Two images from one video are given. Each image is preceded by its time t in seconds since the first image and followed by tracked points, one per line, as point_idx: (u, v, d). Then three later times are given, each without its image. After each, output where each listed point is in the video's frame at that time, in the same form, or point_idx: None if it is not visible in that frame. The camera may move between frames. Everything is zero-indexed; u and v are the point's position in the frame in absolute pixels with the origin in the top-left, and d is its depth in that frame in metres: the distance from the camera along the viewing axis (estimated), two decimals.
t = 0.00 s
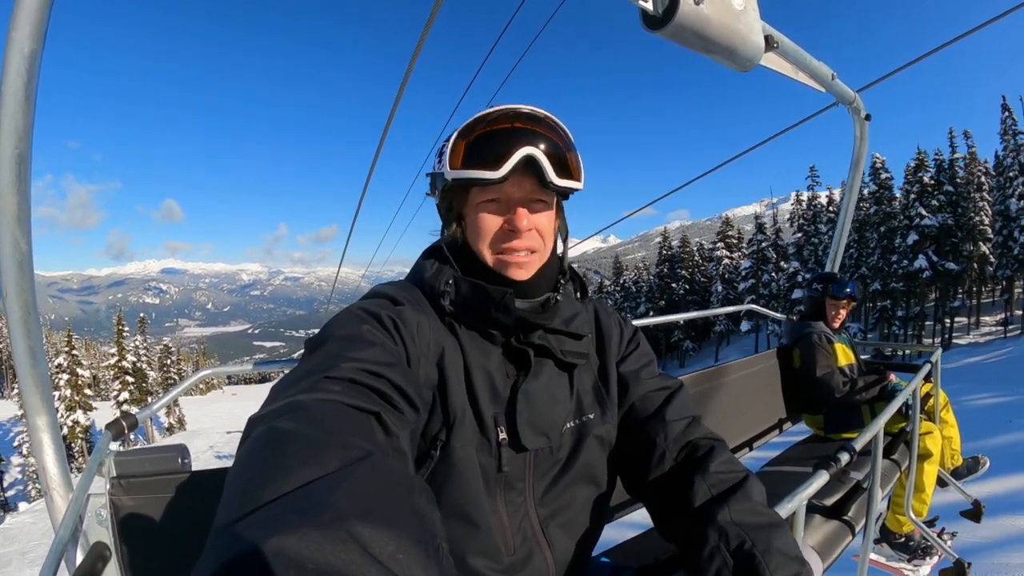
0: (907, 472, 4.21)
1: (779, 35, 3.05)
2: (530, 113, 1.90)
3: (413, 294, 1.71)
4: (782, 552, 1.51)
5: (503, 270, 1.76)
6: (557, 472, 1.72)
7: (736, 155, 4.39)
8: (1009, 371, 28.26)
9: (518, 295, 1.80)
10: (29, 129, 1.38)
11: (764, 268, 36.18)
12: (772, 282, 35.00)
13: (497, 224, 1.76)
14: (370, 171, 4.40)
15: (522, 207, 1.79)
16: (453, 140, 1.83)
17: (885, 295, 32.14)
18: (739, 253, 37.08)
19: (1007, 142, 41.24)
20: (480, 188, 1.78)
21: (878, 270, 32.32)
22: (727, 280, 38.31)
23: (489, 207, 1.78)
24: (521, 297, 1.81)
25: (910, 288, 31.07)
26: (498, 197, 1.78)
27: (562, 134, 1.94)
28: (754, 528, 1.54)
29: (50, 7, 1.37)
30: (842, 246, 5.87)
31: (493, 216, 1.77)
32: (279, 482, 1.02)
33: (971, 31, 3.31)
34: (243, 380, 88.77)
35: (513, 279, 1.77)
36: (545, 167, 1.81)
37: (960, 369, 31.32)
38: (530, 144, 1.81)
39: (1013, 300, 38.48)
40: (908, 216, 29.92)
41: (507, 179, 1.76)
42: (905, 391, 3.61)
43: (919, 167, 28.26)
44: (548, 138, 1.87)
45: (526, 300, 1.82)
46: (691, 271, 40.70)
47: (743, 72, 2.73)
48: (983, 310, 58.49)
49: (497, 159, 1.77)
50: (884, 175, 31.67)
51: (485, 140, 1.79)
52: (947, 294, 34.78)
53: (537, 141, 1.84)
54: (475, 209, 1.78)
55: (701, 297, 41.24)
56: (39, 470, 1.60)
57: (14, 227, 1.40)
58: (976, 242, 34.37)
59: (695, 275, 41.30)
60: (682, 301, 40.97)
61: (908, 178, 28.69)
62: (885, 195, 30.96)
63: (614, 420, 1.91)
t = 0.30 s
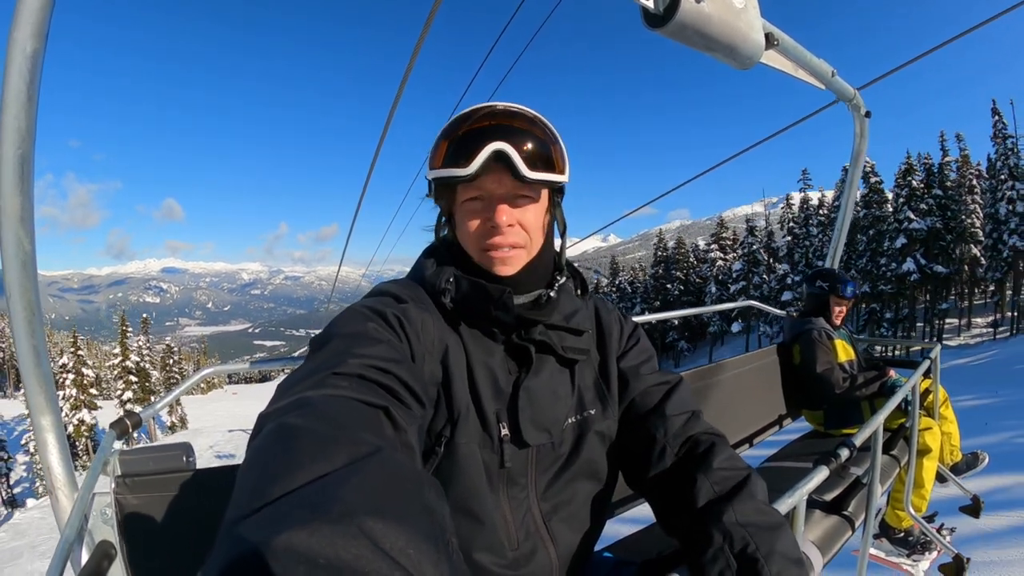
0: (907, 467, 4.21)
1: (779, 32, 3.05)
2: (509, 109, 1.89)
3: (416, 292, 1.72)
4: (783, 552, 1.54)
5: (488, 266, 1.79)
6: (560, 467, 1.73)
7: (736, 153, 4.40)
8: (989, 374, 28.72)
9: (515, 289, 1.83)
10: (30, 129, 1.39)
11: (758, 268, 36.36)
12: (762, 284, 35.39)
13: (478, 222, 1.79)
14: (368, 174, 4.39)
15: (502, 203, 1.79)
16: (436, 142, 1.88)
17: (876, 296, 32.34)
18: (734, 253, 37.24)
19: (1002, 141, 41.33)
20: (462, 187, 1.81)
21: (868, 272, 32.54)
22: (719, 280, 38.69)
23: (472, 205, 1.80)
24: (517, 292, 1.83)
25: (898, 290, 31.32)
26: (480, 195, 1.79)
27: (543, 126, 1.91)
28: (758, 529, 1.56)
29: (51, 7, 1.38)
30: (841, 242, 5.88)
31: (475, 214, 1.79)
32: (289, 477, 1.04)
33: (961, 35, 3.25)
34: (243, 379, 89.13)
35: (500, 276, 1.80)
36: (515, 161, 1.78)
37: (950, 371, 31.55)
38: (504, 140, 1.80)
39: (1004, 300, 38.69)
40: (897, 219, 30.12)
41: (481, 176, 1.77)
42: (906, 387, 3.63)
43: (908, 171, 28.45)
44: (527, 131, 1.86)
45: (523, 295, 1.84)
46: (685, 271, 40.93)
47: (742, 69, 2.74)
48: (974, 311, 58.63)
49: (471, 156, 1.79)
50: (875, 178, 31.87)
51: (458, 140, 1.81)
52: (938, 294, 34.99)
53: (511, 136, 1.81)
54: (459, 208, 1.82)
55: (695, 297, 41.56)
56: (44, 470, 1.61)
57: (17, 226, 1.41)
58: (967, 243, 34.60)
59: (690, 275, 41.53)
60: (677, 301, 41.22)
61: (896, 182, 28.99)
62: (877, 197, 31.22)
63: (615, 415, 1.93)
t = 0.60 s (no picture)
0: (907, 465, 4.24)
1: (780, 30, 3.06)
2: (510, 105, 1.90)
3: (421, 289, 1.73)
4: (786, 552, 1.55)
5: (488, 262, 1.79)
6: (563, 465, 1.74)
7: (737, 152, 4.42)
8: (974, 375, 29.13)
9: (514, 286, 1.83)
10: (29, 128, 1.39)
11: (752, 269, 36.61)
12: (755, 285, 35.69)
13: (478, 217, 1.80)
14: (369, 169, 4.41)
15: (503, 198, 1.80)
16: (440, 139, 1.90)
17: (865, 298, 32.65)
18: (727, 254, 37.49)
19: (995, 141, 41.51)
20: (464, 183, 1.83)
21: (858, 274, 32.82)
22: (712, 281, 39.10)
23: (474, 200, 1.81)
24: (518, 288, 1.83)
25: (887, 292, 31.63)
26: (481, 190, 1.80)
27: (545, 123, 1.91)
28: (760, 528, 1.57)
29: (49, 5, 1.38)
30: (841, 240, 5.90)
31: (476, 210, 1.81)
32: (295, 474, 1.04)
33: (964, 33, 3.36)
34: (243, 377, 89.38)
35: (501, 273, 1.80)
36: (513, 156, 1.79)
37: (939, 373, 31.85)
38: (504, 136, 1.80)
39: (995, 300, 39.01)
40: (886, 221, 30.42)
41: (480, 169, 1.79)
42: (905, 385, 3.64)
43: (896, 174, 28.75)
44: (529, 127, 1.86)
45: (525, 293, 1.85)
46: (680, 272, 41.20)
47: (744, 67, 2.74)
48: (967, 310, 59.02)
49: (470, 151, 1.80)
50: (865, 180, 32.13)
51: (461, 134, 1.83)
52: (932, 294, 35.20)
53: (511, 132, 1.82)
54: (461, 203, 1.84)
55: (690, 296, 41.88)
56: (44, 470, 1.62)
57: (17, 225, 1.41)
58: (958, 244, 34.85)
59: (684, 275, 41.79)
60: (672, 301, 41.54)
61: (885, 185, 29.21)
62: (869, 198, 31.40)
63: (618, 413, 1.94)
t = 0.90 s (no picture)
0: (905, 467, 4.25)
1: (784, 31, 3.07)
2: (503, 97, 1.90)
3: (422, 287, 1.74)
4: (782, 547, 1.54)
5: (475, 251, 1.79)
6: (563, 464, 1.74)
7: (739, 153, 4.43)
8: (961, 377, 29.28)
9: (504, 279, 1.79)
10: (31, 124, 1.39)
11: (746, 272, 36.82)
12: (746, 288, 35.92)
13: (467, 206, 1.83)
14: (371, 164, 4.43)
15: (491, 187, 1.81)
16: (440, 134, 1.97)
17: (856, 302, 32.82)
18: (721, 257, 37.71)
19: (990, 145, 41.63)
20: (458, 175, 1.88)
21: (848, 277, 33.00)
22: (705, 283, 39.56)
23: (466, 191, 1.85)
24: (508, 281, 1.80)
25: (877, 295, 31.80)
26: (471, 180, 1.84)
27: (536, 112, 1.88)
28: (757, 524, 1.56)
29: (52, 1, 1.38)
30: (842, 242, 5.90)
31: (467, 200, 1.84)
32: (294, 472, 1.04)
33: (970, 34, 3.30)
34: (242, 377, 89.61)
35: (489, 263, 1.78)
36: (495, 142, 1.79)
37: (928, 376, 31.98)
38: (489, 124, 1.82)
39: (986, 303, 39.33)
40: (876, 225, 30.59)
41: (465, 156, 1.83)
42: (906, 387, 3.63)
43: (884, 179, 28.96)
44: (518, 117, 1.85)
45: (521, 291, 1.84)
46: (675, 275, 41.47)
47: (748, 67, 2.74)
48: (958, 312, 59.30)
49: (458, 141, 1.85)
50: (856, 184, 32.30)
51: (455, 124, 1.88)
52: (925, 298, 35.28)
53: (498, 121, 1.83)
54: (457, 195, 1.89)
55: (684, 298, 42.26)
56: (45, 466, 1.61)
57: (18, 221, 1.41)
58: (949, 248, 35.18)
59: (679, 277, 42.06)
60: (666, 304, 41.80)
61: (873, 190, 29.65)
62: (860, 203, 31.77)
63: (619, 412, 1.94)
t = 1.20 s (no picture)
0: (905, 474, 4.25)
1: (789, 37, 3.07)
2: (496, 109, 1.89)
3: (424, 295, 1.73)
4: (784, 562, 1.53)
5: (465, 264, 1.80)
6: (562, 473, 1.73)
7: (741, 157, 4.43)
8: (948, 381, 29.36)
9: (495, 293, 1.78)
10: (28, 127, 1.38)
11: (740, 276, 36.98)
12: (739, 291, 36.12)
13: (458, 219, 1.84)
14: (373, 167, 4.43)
15: (482, 201, 1.81)
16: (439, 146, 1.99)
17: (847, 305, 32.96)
18: (715, 260, 37.88)
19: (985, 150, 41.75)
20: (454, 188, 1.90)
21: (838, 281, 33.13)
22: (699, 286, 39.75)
23: (460, 203, 1.86)
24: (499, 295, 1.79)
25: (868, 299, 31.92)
26: (465, 193, 1.85)
27: (528, 124, 1.86)
28: (759, 539, 1.56)
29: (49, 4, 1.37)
30: (844, 247, 5.90)
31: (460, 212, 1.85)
32: (291, 476, 1.03)
33: (975, 35, 3.24)
34: (241, 376, 89.77)
35: (479, 276, 1.78)
36: (482, 157, 1.79)
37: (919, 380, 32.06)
38: (478, 138, 1.82)
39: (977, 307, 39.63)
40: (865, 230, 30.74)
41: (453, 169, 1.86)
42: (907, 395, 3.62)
43: (873, 183, 29.13)
44: (509, 129, 1.83)
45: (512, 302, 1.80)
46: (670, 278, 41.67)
47: (752, 73, 2.75)
48: (950, 315, 59.64)
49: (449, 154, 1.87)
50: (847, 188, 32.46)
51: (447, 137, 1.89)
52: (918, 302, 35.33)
53: (488, 134, 1.82)
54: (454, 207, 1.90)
55: (679, 300, 42.56)
56: (44, 472, 1.60)
57: (15, 226, 1.40)
58: (940, 251, 35.46)
59: (674, 280, 42.27)
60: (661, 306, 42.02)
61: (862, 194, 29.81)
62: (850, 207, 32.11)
63: (620, 423, 1.93)
